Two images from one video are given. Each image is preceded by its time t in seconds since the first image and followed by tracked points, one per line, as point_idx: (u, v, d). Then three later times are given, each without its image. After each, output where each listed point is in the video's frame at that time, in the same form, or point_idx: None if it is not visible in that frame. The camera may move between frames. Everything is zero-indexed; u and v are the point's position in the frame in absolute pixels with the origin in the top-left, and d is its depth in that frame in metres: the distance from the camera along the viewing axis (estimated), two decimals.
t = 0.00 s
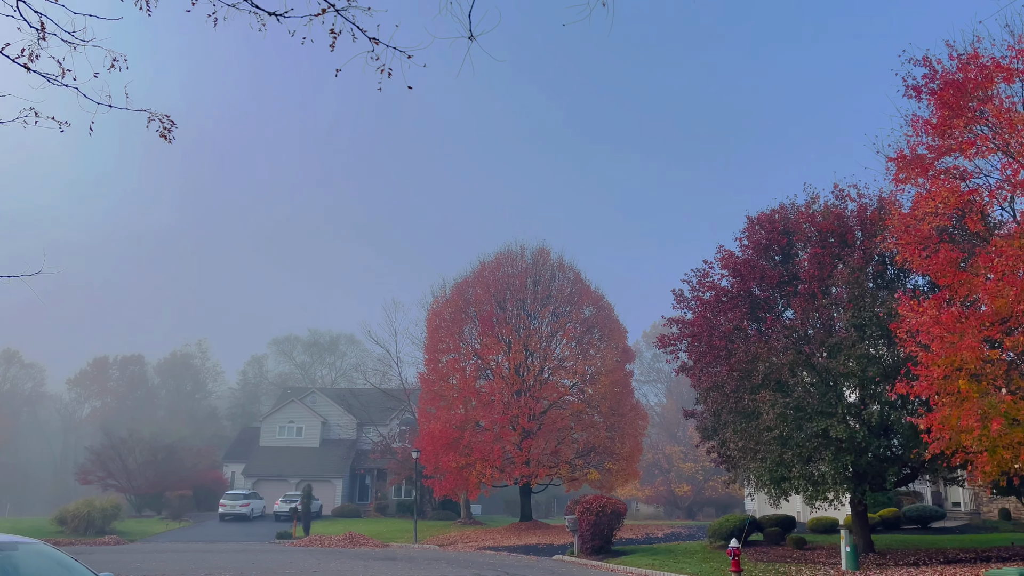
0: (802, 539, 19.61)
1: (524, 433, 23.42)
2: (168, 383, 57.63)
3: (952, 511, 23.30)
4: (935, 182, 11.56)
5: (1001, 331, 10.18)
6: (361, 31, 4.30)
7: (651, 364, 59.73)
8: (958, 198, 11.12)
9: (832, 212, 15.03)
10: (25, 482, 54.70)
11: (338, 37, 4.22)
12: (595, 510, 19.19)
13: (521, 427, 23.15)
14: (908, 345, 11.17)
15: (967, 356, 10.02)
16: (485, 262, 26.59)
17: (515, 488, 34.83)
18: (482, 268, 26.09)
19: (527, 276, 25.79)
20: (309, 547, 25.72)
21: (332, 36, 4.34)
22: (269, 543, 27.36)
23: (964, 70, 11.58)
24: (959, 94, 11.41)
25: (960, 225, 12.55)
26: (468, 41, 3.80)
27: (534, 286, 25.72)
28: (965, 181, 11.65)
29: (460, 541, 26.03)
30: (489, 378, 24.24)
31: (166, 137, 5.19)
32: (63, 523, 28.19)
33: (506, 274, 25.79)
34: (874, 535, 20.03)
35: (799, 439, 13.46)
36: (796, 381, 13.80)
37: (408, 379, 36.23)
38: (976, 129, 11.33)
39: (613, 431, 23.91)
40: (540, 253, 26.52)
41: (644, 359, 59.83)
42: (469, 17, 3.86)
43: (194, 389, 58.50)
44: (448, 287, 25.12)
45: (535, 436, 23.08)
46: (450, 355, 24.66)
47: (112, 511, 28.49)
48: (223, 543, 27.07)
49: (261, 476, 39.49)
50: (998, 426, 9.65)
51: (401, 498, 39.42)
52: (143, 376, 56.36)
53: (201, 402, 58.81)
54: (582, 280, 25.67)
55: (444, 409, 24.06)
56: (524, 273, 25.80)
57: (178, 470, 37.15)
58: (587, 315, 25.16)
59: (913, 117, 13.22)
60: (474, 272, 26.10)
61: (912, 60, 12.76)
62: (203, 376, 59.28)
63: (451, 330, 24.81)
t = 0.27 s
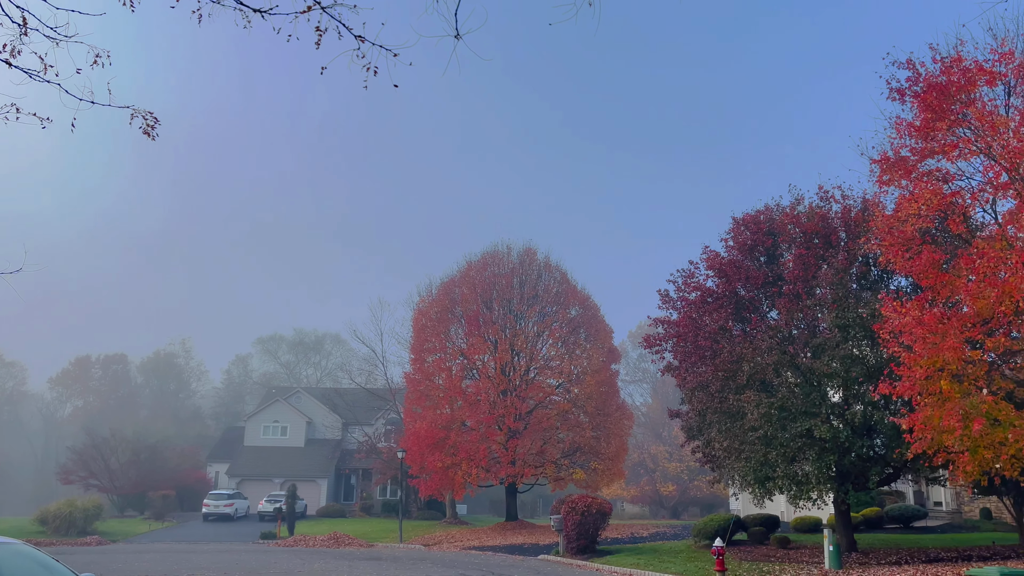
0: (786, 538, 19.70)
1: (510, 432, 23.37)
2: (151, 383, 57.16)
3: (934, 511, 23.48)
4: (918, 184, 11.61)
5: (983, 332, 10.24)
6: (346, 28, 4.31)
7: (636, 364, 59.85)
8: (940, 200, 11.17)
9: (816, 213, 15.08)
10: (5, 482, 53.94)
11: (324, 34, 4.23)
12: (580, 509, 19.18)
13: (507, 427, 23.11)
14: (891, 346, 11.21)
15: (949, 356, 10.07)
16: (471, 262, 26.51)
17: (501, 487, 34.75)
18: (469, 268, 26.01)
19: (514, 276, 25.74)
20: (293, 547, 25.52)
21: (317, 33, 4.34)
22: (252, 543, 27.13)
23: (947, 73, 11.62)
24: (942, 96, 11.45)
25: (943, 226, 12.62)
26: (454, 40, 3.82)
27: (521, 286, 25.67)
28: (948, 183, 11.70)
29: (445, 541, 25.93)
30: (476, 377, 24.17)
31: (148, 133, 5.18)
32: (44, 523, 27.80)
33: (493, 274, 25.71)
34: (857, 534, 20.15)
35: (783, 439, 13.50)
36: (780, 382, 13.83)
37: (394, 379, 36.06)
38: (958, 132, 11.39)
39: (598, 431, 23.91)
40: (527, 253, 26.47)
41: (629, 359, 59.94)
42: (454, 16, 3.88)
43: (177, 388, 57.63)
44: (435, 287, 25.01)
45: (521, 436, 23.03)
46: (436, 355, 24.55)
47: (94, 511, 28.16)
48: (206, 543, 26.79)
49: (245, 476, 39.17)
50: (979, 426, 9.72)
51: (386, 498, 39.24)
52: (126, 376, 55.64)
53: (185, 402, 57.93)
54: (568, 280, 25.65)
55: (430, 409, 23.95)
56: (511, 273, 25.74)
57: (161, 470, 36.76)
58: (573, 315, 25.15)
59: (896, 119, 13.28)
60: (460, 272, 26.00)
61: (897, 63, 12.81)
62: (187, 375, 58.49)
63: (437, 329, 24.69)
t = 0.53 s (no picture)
0: (770, 537, 19.78)
1: (496, 432, 23.30)
2: (135, 382, 56.67)
3: (916, 510, 23.69)
4: (901, 186, 11.67)
5: (964, 332, 10.31)
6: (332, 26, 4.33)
7: (622, 364, 59.97)
8: (924, 202, 11.23)
9: (801, 214, 15.14)
10: None
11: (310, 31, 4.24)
12: (565, 509, 19.16)
13: (493, 426, 23.05)
14: (875, 347, 11.25)
15: (931, 356, 10.13)
16: (458, 261, 26.42)
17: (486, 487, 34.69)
18: (456, 267, 25.92)
19: (501, 275, 25.68)
20: (277, 547, 25.32)
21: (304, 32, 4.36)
22: (236, 544, 26.89)
23: (930, 76, 11.67)
24: (926, 99, 11.50)
25: (926, 229, 12.70)
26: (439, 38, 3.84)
27: (507, 285, 25.62)
28: (930, 185, 11.78)
29: (430, 541, 25.83)
30: (462, 377, 24.08)
31: (132, 129, 5.16)
32: (25, 523, 27.39)
33: (479, 273, 25.64)
34: (840, 533, 20.28)
35: (767, 439, 13.54)
36: (765, 381, 13.86)
37: (379, 378, 35.87)
38: (941, 134, 11.46)
39: (584, 430, 23.91)
40: (514, 253, 26.42)
41: (615, 358, 60.02)
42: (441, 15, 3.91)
43: (161, 387, 57.29)
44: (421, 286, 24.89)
45: (506, 435, 22.97)
46: (422, 354, 24.42)
47: (76, 511, 27.79)
48: (189, 543, 26.50)
49: (229, 476, 38.84)
50: (960, 426, 9.78)
51: (372, 497, 39.07)
52: (109, 375, 55.00)
53: (168, 400, 57.81)
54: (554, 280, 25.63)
55: (415, 408, 23.82)
56: (497, 272, 25.68)
57: (144, 470, 36.36)
58: (559, 314, 25.13)
59: (880, 122, 13.35)
60: (447, 271, 25.90)
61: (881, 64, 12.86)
62: (171, 373, 58.24)
63: (423, 328, 24.57)
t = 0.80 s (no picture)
0: (754, 536, 19.85)
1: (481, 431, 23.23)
2: (118, 381, 56.12)
3: (898, 508, 23.88)
4: (885, 187, 11.73)
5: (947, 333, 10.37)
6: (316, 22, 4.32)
7: (608, 363, 60.05)
8: (907, 204, 11.29)
9: (786, 215, 15.19)
10: None
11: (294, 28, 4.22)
12: (551, 508, 19.16)
13: (478, 425, 22.98)
14: (858, 347, 11.30)
15: (913, 356, 10.19)
16: (444, 260, 26.31)
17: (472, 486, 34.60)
18: (442, 266, 25.81)
19: (487, 275, 25.61)
20: (261, 547, 25.11)
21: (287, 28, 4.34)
22: (219, 544, 26.63)
23: (914, 79, 11.71)
24: (909, 101, 11.56)
25: (908, 230, 12.78)
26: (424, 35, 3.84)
27: (494, 285, 25.56)
28: (913, 186, 11.85)
29: (415, 540, 25.70)
30: (447, 376, 24.00)
31: (113, 126, 5.10)
32: (5, 524, 26.98)
33: (466, 272, 25.55)
34: (824, 532, 20.40)
35: (752, 439, 13.58)
36: (749, 381, 13.89)
37: (365, 378, 35.69)
38: (924, 136, 11.53)
39: (569, 430, 23.89)
40: (500, 252, 26.36)
41: (600, 358, 60.12)
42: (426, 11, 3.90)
43: (144, 386, 56.70)
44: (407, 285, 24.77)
45: (492, 435, 22.91)
46: (408, 353, 24.29)
47: (57, 511, 27.41)
48: (172, 544, 26.21)
49: (213, 475, 38.51)
50: (941, 426, 9.84)
51: (357, 497, 38.89)
52: (91, 374, 54.37)
53: (152, 400, 56.95)
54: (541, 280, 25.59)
55: (401, 408, 23.70)
56: (484, 272, 25.61)
57: (126, 469, 36.00)
58: (546, 314, 25.10)
59: (864, 124, 13.41)
60: (433, 270, 25.79)
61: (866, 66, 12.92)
62: (155, 373, 57.60)
63: (409, 327, 24.44)
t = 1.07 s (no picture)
0: (738, 535, 19.92)
1: (467, 431, 23.16)
2: (100, 379, 55.49)
3: (880, 507, 24.07)
4: (868, 189, 11.81)
5: (929, 333, 10.44)
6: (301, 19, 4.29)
7: (594, 363, 60.18)
8: (890, 205, 11.36)
9: (771, 216, 15.26)
10: None
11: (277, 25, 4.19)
12: (536, 507, 19.14)
13: (464, 425, 22.91)
14: (841, 347, 11.34)
15: (896, 357, 10.25)
16: (430, 259, 26.21)
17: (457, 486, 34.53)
18: (428, 265, 25.71)
19: (473, 274, 25.54)
20: (245, 547, 24.90)
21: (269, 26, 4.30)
22: (203, 544, 26.39)
23: (898, 81, 11.77)
24: (893, 104, 11.62)
25: (892, 231, 12.86)
26: (408, 32, 3.81)
27: (480, 284, 25.50)
28: (896, 188, 11.93)
29: (400, 540, 25.62)
30: (433, 376, 23.91)
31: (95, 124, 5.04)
32: None
33: (452, 272, 25.46)
34: (807, 531, 20.54)
35: (736, 438, 13.62)
36: (734, 381, 13.92)
37: (350, 377, 35.50)
38: (907, 138, 11.60)
39: (555, 429, 23.90)
40: (486, 252, 26.29)
41: (586, 358, 60.19)
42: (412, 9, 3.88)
43: (127, 385, 56.33)
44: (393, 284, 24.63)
45: (478, 434, 22.85)
46: (394, 352, 24.17)
47: (38, 511, 27.04)
48: (155, 544, 25.93)
49: (197, 475, 38.17)
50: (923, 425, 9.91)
51: (342, 497, 38.73)
52: (73, 373, 53.72)
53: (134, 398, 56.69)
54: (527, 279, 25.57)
55: (386, 407, 23.58)
56: (470, 271, 25.53)
57: (109, 469, 35.90)
58: (532, 313, 25.08)
59: (848, 125, 13.48)
60: (419, 269, 25.67)
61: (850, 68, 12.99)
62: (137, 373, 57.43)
63: (394, 327, 24.31)
